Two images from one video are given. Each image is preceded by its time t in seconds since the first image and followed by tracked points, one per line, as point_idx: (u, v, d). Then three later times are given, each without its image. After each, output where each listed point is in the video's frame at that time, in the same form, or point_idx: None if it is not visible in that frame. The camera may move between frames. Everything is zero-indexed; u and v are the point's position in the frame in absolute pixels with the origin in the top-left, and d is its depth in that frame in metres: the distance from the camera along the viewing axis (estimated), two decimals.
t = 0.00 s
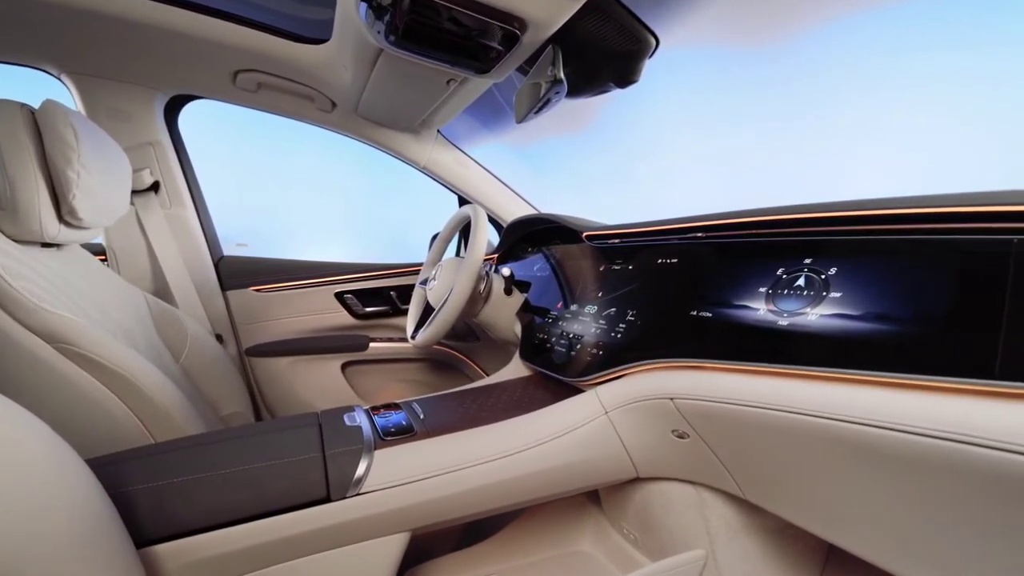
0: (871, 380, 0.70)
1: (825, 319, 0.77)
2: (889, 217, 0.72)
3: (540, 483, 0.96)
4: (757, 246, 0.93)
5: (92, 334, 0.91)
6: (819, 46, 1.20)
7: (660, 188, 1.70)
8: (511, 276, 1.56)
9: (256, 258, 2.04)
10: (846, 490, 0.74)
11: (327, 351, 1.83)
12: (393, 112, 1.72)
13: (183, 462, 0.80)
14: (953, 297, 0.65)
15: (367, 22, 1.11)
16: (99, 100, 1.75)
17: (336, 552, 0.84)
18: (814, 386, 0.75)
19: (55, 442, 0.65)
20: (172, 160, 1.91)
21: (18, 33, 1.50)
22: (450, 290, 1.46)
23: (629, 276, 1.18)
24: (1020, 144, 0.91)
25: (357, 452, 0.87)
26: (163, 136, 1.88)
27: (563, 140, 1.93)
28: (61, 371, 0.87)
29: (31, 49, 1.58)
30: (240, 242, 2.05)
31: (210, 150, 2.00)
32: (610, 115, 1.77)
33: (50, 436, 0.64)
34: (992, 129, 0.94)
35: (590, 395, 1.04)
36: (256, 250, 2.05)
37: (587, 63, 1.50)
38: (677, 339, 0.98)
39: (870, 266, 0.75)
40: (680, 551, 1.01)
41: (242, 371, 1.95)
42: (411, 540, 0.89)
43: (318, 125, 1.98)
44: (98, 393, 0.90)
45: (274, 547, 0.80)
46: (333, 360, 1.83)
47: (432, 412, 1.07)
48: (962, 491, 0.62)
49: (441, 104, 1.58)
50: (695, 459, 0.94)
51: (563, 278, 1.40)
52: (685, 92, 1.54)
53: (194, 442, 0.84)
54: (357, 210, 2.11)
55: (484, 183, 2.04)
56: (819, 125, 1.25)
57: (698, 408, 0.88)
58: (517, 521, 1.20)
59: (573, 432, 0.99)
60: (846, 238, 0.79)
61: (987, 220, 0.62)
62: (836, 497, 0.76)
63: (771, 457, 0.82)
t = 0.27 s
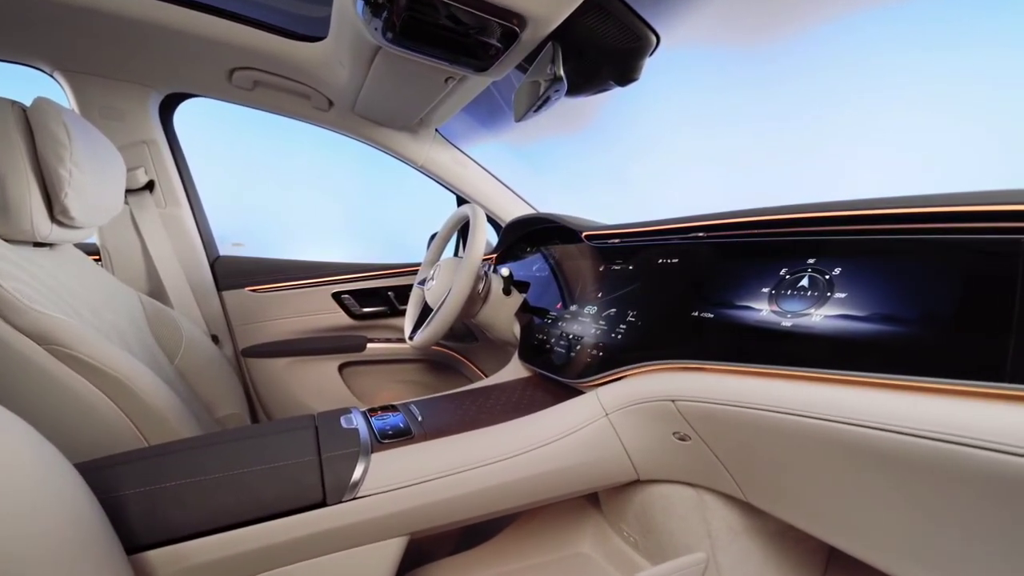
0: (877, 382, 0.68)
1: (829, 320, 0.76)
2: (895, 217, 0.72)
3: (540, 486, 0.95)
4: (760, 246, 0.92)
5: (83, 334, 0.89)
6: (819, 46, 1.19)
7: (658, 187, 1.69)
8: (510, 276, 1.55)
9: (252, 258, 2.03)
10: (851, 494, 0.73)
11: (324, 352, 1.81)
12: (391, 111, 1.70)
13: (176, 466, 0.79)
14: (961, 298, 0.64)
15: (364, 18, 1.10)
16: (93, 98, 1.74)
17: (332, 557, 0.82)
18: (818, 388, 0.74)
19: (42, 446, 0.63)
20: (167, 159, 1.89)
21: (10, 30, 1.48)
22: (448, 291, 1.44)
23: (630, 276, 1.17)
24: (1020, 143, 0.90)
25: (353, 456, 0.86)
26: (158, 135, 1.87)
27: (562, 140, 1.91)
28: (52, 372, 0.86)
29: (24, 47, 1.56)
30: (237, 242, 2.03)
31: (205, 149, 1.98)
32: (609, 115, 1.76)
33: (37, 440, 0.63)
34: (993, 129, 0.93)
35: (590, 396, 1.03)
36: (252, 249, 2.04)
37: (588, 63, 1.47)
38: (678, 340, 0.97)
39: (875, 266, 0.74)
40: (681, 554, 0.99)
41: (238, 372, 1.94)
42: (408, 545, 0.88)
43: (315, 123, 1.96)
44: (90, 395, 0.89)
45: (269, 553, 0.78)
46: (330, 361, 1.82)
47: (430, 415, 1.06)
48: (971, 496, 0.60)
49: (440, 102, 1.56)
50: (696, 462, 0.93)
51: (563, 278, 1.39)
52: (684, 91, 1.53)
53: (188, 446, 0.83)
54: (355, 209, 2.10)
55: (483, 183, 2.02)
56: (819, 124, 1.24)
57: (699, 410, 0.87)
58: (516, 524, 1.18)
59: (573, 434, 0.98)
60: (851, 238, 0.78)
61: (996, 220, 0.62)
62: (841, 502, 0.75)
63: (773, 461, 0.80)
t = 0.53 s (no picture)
0: (884, 385, 0.67)
1: (834, 321, 0.75)
2: (904, 216, 0.71)
3: (539, 489, 0.94)
4: (763, 246, 0.91)
5: (74, 335, 0.88)
6: (819, 44, 1.17)
7: (656, 187, 1.68)
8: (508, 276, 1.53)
9: (248, 258, 2.01)
10: (856, 498, 0.72)
11: (324, 355, 1.81)
12: (388, 110, 1.69)
13: (167, 471, 0.77)
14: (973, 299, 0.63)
15: (360, 15, 1.08)
16: (86, 96, 1.72)
17: (327, 562, 0.81)
18: (823, 391, 0.72)
19: (27, 453, 0.61)
20: (161, 158, 1.87)
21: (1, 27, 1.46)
22: (446, 291, 1.43)
23: (630, 277, 1.16)
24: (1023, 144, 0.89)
25: (350, 460, 0.85)
26: (152, 133, 1.85)
27: (561, 138, 1.89)
28: (42, 374, 0.84)
29: (15, 45, 1.54)
30: (232, 241, 2.02)
31: (200, 147, 1.96)
32: (607, 114, 1.75)
33: (21, 446, 0.61)
34: (1001, 125, 0.92)
35: (590, 398, 1.02)
36: (247, 250, 2.03)
37: (588, 60, 1.45)
38: (680, 341, 0.95)
39: (882, 266, 0.73)
40: (682, 557, 0.98)
41: (234, 373, 1.92)
42: (405, 550, 0.87)
43: (311, 122, 1.94)
44: (80, 398, 0.87)
45: (263, 559, 0.77)
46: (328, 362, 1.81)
47: (428, 417, 1.04)
48: (980, 500, 0.59)
49: (438, 100, 1.55)
50: (697, 465, 0.91)
51: (562, 279, 1.38)
52: (682, 89, 1.51)
53: (180, 450, 0.81)
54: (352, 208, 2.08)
55: (481, 182, 2.00)
56: (818, 122, 1.23)
57: (701, 412, 0.86)
58: (514, 526, 1.17)
59: (573, 436, 0.96)
60: (857, 238, 0.77)
61: (1010, 219, 0.61)
62: (847, 506, 0.73)
63: (777, 464, 0.79)
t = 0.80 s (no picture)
0: (891, 388, 0.66)
1: (840, 323, 0.74)
2: (909, 215, 0.69)
3: (538, 493, 0.92)
4: (765, 246, 0.89)
5: (65, 336, 0.86)
6: (821, 42, 1.16)
7: (654, 186, 1.66)
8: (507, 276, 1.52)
9: (244, 257, 1.99)
10: (863, 502, 0.70)
11: (321, 356, 1.80)
12: (386, 108, 1.67)
13: (158, 476, 0.76)
14: (983, 299, 0.62)
15: (357, 11, 1.06)
16: (79, 94, 1.70)
17: (323, 568, 0.79)
18: (829, 394, 0.72)
19: (13, 457, 0.60)
20: (156, 157, 1.85)
21: None
22: (444, 291, 1.42)
23: (630, 277, 1.15)
24: None
25: (346, 463, 0.83)
26: (147, 132, 1.83)
27: (560, 137, 1.88)
28: (31, 376, 0.82)
29: (7, 41, 1.52)
30: (228, 241, 2.00)
31: (195, 146, 1.94)
32: (606, 113, 1.73)
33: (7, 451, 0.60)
34: (1001, 127, 0.89)
35: (591, 400, 1.01)
36: (243, 250, 2.00)
37: (588, 57, 1.42)
38: (681, 343, 0.94)
39: (888, 266, 0.71)
40: (683, 560, 0.97)
41: (230, 375, 1.91)
42: (403, 555, 0.85)
43: (307, 120, 1.92)
44: (71, 400, 0.85)
45: (257, 566, 0.75)
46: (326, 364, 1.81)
47: (425, 419, 1.03)
48: (991, 504, 0.58)
49: (436, 98, 1.53)
50: (699, 468, 0.90)
51: (561, 280, 1.37)
52: (681, 88, 1.50)
53: (173, 454, 0.80)
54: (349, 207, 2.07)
55: (479, 182, 1.99)
56: (819, 120, 1.22)
57: (704, 415, 0.84)
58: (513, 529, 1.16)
59: (573, 439, 0.95)
60: (861, 237, 0.75)
61: (1017, 217, 0.59)
62: (853, 510, 0.72)
63: (781, 468, 0.78)
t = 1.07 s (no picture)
0: (898, 390, 0.65)
1: (845, 324, 0.73)
2: (916, 214, 0.68)
3: (537, 495, 0.91)
4: (768, 246, 0.88)
5: (56, 337, 0.85)
6: (821, 42, 1.15)
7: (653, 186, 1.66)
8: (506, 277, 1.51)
9: (241, 257, 1.99)
10: (867, 505, 0.70)
11: (318, 355, 1.79)
12: (384, 107, 1.66)
13: (151, 480, 0.74)
14: (993, 300, 0.61)
15: (354, 7, 1.05)
16: (72, 92, 1.68)
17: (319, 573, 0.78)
18: (835, 396, 0.71)
19: None
20: (151, 156, 1.84)
21: None
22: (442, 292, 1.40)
23: (631, 277, 1.14)
24: None
25: (343, 467, 0.82)
26: (141, 130, 1.81)
27: (559, 135, 1.86)
28: (22, 378, 0.80)
29: None
30: (224, 241, 1.99)
31: (191, 145, 1.93)
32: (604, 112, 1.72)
33: None
34: (1003, 127, 0.89)
35: (590, 402, 1.00)
36: (240, 250, 2.00)
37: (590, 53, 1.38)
38: (683, 344, 0.93)
39: (894, 267, 0.71)
40: (684, 563, 0.96)
41: (226, 376, 1.89)
42: (400, 559, 0.84)
43: (304, 119, 1.91)
44: (62, 402, 0.83)
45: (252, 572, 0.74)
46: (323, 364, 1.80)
47: (423, 421, 1.02)
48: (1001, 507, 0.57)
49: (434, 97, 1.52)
50: (701, 470, 0.89)
51: (560, 281, 1.35)
52: (680, 87, 1.49)
53: (166, 458, 0.79)
54: (348, 206, 2.07)
55: (477, 181, 1.98)
56: (819, 121, 1.21)
57: (708, 417, 0.83)
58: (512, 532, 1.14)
59: (573, 441, 0.94)
60: (866, 237, 0.74)
61: None
62: (858, 513, 0.71)
63: (785, 470, 0.77)
